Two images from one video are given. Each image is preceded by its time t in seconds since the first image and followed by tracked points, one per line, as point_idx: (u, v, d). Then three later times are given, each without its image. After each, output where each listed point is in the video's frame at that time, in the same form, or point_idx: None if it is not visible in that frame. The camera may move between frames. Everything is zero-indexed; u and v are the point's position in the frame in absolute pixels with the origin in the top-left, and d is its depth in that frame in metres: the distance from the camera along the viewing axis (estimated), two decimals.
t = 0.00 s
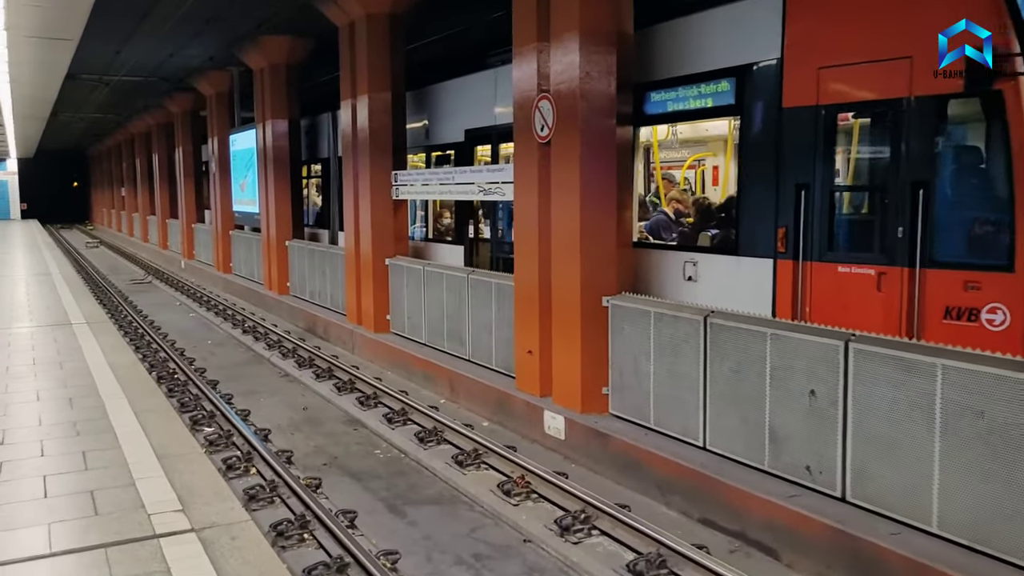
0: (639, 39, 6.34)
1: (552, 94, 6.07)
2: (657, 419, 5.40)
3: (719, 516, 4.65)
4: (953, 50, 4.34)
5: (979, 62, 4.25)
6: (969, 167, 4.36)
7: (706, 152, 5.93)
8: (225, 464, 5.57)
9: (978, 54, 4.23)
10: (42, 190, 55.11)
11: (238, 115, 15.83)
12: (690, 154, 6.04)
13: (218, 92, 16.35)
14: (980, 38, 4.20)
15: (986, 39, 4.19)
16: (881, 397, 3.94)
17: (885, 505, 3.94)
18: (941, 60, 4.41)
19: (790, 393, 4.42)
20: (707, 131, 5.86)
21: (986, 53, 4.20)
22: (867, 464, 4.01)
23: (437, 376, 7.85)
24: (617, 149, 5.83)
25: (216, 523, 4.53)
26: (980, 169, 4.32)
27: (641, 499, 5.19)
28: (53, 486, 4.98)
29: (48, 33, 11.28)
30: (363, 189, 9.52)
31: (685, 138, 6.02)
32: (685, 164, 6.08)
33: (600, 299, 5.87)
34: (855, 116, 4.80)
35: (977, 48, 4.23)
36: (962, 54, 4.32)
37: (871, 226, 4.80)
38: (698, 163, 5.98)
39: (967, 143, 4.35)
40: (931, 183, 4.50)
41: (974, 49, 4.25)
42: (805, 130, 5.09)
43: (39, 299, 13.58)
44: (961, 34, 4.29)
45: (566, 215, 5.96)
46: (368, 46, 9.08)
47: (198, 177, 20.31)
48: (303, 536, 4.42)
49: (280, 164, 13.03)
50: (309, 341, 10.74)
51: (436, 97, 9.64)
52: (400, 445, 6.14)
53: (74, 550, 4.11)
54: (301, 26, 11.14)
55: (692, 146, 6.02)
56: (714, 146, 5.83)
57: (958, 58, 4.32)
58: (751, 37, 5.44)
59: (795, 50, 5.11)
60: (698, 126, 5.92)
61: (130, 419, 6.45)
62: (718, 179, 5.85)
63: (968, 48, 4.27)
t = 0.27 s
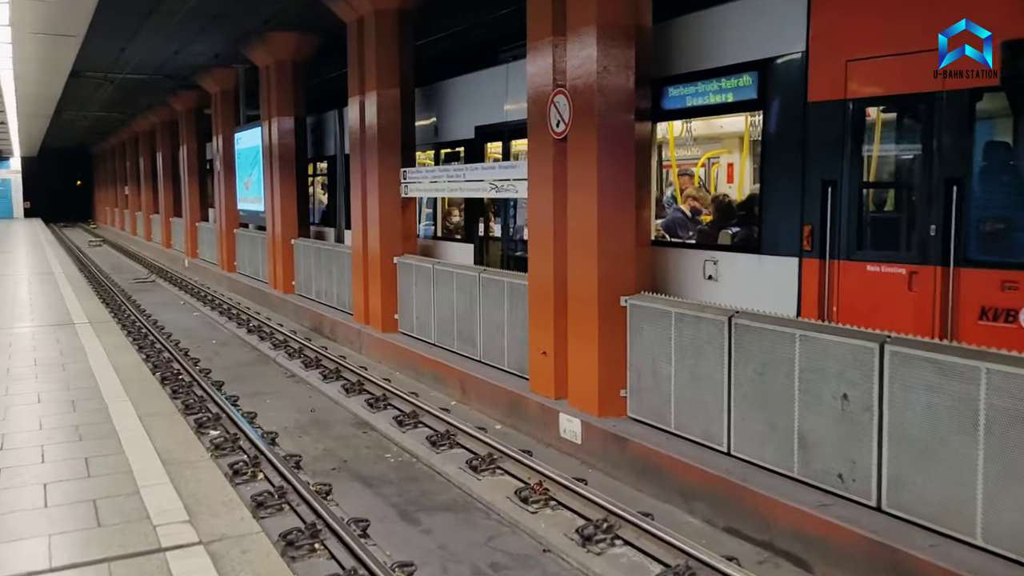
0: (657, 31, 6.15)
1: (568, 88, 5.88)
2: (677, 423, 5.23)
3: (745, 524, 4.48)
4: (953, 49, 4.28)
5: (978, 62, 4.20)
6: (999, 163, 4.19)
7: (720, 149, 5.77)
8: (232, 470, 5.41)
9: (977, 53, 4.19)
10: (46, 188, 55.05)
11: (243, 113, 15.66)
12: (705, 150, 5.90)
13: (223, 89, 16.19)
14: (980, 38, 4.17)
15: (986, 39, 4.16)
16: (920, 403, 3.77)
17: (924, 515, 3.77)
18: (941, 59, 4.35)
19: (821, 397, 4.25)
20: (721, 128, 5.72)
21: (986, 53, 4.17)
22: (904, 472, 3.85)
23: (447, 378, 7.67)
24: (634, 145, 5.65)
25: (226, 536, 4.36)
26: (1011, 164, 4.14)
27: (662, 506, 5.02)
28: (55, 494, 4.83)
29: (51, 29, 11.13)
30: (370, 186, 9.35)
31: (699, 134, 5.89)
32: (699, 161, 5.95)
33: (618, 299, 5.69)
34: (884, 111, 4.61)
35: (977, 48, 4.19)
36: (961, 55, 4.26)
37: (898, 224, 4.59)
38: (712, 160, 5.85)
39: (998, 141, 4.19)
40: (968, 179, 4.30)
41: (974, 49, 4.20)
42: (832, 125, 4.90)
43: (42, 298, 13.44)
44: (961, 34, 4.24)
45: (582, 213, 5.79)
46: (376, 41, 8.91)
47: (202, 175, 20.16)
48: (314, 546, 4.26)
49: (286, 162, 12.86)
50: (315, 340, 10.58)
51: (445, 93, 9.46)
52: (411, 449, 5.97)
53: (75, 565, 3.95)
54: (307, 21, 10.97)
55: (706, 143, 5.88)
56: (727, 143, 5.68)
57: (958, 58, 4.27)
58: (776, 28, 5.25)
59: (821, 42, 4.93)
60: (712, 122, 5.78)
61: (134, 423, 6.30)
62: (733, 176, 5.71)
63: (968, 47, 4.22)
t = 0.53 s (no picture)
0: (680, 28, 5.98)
1: (587, 87, 5.72)
2: (701, 433, 5.06)
3: (775, 540, 4.31)
4: (953, 49, 4.24)
5: (979, 62, 4.16)
6: None
7: (738, 149, 5.63)
8: (243, 479, 5.27)
9: (977, 54, 4.15)
10: (53, 188, 55.13)
11: (250, 112, 15.53)
12: (722, 151, 5.75)
13: (230, 89, 16.06)
14: (980, 38, 4.12)
15: (986, 39, 4.11)
16: (966, 418, 3.60)
17: (968, 534, 3.59)
18: (941, 59, 4.31)
19: (857, 408, 4.08)
20: (740, 128, 5.57)
21: (987, 53, 4.12)
22: (948, 490, 3.68)
23: (460, 383, 7.51)
24: (656, 143, 5.49)
25: (240, 555, 4.18)
26: None
27: (686, 520, 4.85)
28: (62, 508, 4.68)
29: (59, 28, 11.02)
30: (380, 186, 9.19)
31: (717, 134, 5.73)
32: (717, 162, 5.80)
33: (639, 304, 5.52)
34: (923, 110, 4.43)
35: (977, 48, 4.15)
36: (961, 54, 4.22)
37: (936, 227, 4.41)
38: (730, 160, 5.69)
39: None
40: (1010, 181, 4.12)
41: (974, 49, 4.16)
42: (865, 123, 4.73)
43: (50, 299, 13.34)
44: (961, 34, 4.20)
45: (602, 214, 5.62)
46: (387, 39, 8.74)
47: (209, 175, 20.04)
48: (328, 561, 4.12)
49: (294, 162, 12.71)
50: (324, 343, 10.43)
51: (456, 92, 9.29)
52: (425, 457, 5.81)
53: None
54: (316, 20, 10.83)
55: (725, 143, 5.71)
56: (748, 142, 5.54)
57: (958, 58, 4.23)
58: (805, 24, 5.08)
59: (855, 38, 4.75)
60: (730, 122, 5.62)
61: (143, 430, 6.16)
62: (752, 177, 5.57)
63: (968, 47, 4.18)
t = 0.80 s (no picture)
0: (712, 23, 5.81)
1: (615, 83, 5.57)
2: (731, 442, 4.90)
3: (811, 555, 4.15)
4: (953, 49, 4.27)
5: (978, 62, 4.19)
6: None
7: (764, 149, 5.56)
8: (259, 480, 5.13)
9: (977, 54, 4.18)
10: (65, 180, 55.26)
11: (264, 107, 15.42)
12: (748, 151, 5.69)
13: (244, 83, 15.96)
14: (980, 38, 4.16)
15: (986, 39, 4.15)
16: (1019, 432, 3.44)
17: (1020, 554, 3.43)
18: (941, 59, 4.34)
19: (900, 420, 3.91)
20: (767, 127, 5.49)
21: (986, 53, 4.16)
22: (998, 507, 3.51)
23: (478, 385, 7.37)
24: (687, 141, 5.33)
25: (261, 566, 3.97)
26: None
27: (715, 531, 4.70)
28: (75, 512, 4.52)
29: (74, 18, 10.91)
30: (397, 183, 9.06)
31: (744, 133, 5.65)
32: (741, 163, 5.75)
33: (667, 307, 5.36)
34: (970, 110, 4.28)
35: (977, 48, 4.18)
36: (962, 55, 4.24)
37: (983, 233, 4.27)
38: (756, 161, 5.63)
39: None
40: None
41: (974, 49, 4.19)
42: (907, 123, 4.56)
43: (62, 292, 13.26)
44: (961, 35, 4.23)
45: (629, 214, 5.46)
46: (406, 33, 8.60)
47: (222, 170, 19.95)
48: (349, 569, 3.98)
49: (308, 157, 12.59)
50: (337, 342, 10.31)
51: (476, 87, 9.13)
52: (444, 461, 5.67)
53: None
54: (333, 14, 10.70)
55: (750, 143, 5.65)
56: (773, 143, 5.47)
57: (958, 58, 4.26)
58: (845, 20, 4.91)
59: (898, 34, 4.57)
60: (757, 122, 5.55)
61: (157, 429, 6.04)
62: (779, 177, 5.53)
63: (967, 47, 4.20)
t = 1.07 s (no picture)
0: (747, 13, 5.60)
1: (644, 76, 5.41)
2: (764, 446, 4.75)
3: (851, 565, 4.00)
4: (953, 50, 4.33)
5: (979, 62, 4.22)
6: None
7: (788, 147, 5.47)
8: (276, 482, 4.99)
9: (977, 54, 4.21)
10: (71, 173, 55.23)
11: (275, 101, 15.30)
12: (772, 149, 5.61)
13: (255, 76, 15.83)
14: (980, 38, 4.19)
15: (986, 39, 4.17)
16: None
17: None
18: (942, 59, 4.42)
19: (948, 426, 3.76)
20: (792, 124, 5.36)
21: (986, 53, 4.18)
22: None
23: (496, 384, 7.23)
24: (717, 135, 5.18)
25: None
26: None
27: (748, 538, 4.56)
28: (89, 518, 4.21)
29: (85, 8, 10.79)
30: (413, 178, 8.92)
31: (767, 130, 5.54)
32: (766, 160, 5.67)
33: (696, 307, 5.22)
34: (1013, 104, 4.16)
35: (977, 48, 4.21)
36: (961, 55, 4.29)
37: None
38: (781, 158, 5.56)
39: None
40: None
41: (974, 49, 4.23)
42: (949, 120, 4.40)
43: (69, 285, 13.14)
44: (961, 35, 4.28)
45: (657, 210, 5.31)
46: (424, 25, 8.47)
47: (230, 164, 19.83)
48: None
49: (320, 152, 12.46)
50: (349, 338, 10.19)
51: (494, 82, 8.99)
52: (466, 463, 5.53)
53: None
54: (348, 6, 10.56)
55: (774, 140, 5.54)
56: (796, 140, 5.37)
57: (958, 58, 4.32)
58: (885, 11, 4.74)
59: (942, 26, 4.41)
60: (780, 118, 5.43)
61: (171, 424, 5.92)
62: (802, 176, 5.43)
63: (967, 48, 4.25)
